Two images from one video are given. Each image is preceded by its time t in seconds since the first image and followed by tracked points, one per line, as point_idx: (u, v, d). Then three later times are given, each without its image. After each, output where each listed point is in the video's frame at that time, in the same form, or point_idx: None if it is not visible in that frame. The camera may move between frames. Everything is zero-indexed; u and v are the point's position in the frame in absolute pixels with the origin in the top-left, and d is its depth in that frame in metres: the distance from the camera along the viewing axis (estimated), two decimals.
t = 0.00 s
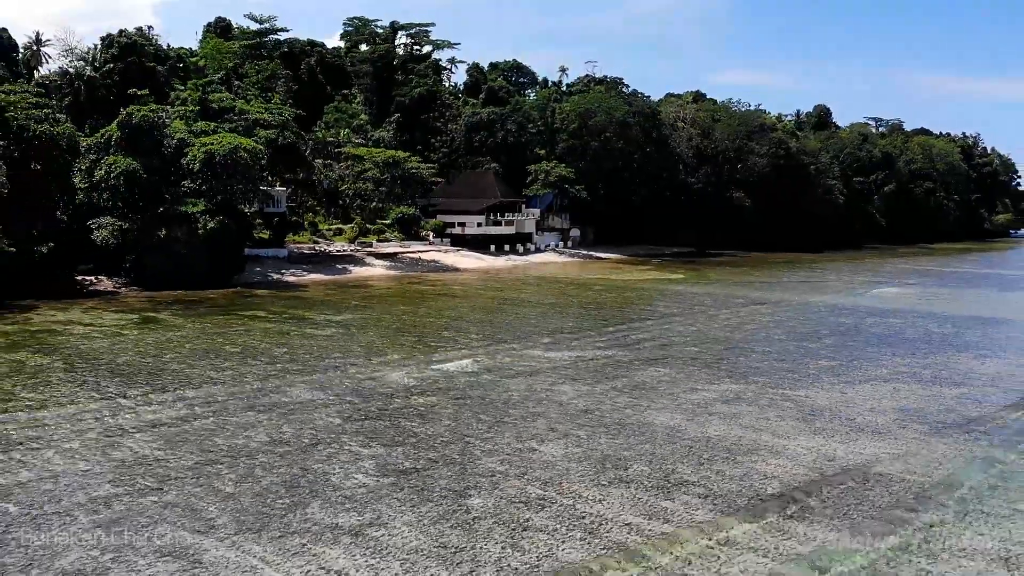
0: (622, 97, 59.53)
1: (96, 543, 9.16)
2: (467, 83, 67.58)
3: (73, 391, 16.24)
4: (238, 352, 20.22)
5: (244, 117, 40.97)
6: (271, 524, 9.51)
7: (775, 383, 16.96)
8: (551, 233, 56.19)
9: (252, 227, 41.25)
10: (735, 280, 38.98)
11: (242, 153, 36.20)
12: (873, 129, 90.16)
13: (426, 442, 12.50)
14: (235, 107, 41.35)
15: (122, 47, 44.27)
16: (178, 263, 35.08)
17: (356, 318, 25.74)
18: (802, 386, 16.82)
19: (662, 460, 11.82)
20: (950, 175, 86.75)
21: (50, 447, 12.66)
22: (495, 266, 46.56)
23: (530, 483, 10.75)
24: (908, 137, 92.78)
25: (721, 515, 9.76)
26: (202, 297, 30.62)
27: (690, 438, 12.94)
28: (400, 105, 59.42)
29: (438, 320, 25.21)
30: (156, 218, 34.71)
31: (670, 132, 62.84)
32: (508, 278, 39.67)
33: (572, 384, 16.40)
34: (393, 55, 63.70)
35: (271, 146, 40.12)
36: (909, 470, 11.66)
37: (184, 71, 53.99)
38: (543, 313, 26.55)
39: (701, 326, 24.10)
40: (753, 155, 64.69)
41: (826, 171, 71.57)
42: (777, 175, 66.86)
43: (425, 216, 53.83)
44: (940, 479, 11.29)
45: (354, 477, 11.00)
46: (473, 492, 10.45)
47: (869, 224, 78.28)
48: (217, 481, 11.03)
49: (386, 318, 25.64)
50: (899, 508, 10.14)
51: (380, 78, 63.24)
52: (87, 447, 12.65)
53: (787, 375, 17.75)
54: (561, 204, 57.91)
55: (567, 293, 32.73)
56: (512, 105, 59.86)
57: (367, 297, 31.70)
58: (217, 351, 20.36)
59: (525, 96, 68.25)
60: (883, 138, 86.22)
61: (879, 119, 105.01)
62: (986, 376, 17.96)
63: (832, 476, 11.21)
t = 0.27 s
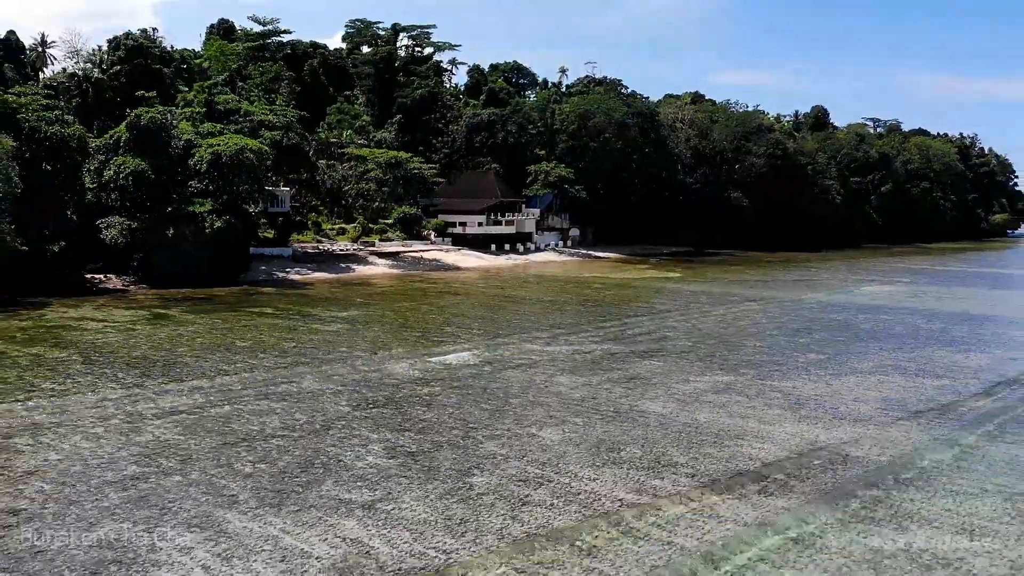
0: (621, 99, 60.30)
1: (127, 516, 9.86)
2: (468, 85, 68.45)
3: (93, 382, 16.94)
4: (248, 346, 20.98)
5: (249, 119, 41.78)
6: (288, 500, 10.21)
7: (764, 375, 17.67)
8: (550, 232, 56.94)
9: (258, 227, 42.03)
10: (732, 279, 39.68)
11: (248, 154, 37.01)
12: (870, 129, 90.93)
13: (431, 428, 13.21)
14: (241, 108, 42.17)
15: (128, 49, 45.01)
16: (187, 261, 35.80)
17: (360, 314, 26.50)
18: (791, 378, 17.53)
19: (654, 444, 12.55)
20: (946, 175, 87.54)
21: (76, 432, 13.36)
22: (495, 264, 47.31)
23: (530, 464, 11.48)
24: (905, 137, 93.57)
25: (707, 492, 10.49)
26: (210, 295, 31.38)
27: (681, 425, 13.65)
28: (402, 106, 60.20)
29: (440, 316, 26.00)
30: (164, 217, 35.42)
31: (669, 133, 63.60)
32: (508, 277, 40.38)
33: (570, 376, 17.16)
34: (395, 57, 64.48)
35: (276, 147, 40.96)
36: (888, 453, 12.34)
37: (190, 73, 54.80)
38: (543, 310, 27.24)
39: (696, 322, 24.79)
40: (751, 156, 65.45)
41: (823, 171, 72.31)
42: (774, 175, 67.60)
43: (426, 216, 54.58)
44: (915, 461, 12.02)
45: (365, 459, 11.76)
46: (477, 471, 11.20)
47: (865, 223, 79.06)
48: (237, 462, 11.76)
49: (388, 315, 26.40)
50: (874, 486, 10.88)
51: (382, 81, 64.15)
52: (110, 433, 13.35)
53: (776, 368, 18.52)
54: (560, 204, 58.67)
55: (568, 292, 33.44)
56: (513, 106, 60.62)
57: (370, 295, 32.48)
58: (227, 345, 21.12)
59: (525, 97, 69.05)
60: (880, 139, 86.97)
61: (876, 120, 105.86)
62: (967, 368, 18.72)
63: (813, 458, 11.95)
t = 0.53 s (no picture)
0: (620, 100, 61.10)
1: (156, 491, 10.62)
2: (468, 86, 69.30)
3: (113, 373, 17.72)
4: (257, 340, 21.77)
5: (255, 120, 42.63)
6: (305, 477, 10.99)
7: (753, 367, 18.45)
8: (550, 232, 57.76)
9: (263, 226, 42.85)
10: (728, 277, 40.47)
11: (254, 154, 37.82)
12: (867, 130, 91.76)
13: (436, 415, 14.00)
14: (246, 110, 43.03)
15: (137, 52, 46.22)
16: (196, 260, 36.64)
17: (364, 311, 27.33)
18: (779, 369, 18.32)
19: (646, 429, 13.34)
20: (943, 175, 88.35)
21: (102, 419, 14.11)
22: (496, 263, 48.11)
23: (529, 447, 12.27)
24: (902, 137, 94.43)
25: (695, 470, 11.26)
26: (218, 292, 32.18)
27: (672, 413, 14.44)
28: (404, 107, 60.99)
29: (442, 312, 26.81)
30: (173, 216, 36.45)
31: (667, 133, 64.40)
32: (509, 275, 41.17)
33: (567, 368, 17.96)
34: (396, 59, 65.27)
35: (281, 148, 41.80)
36: (866, 437, 13.12)
37: (195, 75, 55.56)
38: (542, 307, 28.03)
39: (691, 317, 25.58)
40: (748, 156, 66.28)
41: (820, 171, 73.12)
42: (771, 175, 68.42)
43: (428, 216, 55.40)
44: (890, 444, 12.81)
45: (375, 441, 12.57)
46: (479, 452, 12.00)
47: (862, 223, 79.91)
48: (255, 444, 12.54)
49: (392, 311, 27.22)
50: (849, 467, 11.67)
51: (384, 83, 64.78)
52: (134, 418, 14.14)
53: (765, 360, 19.35)
54: (560, 204, 59.48)
55: (567, 289, 34.24)
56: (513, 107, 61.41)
57: (374, 292, 33.30)
58: (238, 339, 21.93)
59: (525, 99, 69.87)
60: (877, 139, 87.77)
61: (873, 121, 106.69)
62: (948, 360, 19.55)
63: (795, 441, 12.73)
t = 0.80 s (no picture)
0: (619, 101, 61.85)
1: (180, 471, 11.35)
2: (469, 88, 70.11)
3: (130, 366, 18.48)
4: (266, 335, 22.54)
5: (260, 121, 43.42)
6: (318, 460, 11.71)
7: (744, 360, 19.18)
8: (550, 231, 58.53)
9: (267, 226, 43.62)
10: (724, 276, 41.17)
11: (260, 155, 38.64)
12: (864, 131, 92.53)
13: (440, 404, 14.74)
14: (251, 111, 43.87)
15: (142, 54, 46.32)
16: (203, 259, 37.50)
17: (368, 307, 28.10)
18: (769, 363, 19.04)
19: (640, 417, 14.06)
20: (939, 175, 89.11)
21: (123, 407, 14.87)
22: (496, 262, 48.86)
23: (528, 432, 12.99)
24: (899, 138, 95.18)
25: (684, 453, 11.98)
26: (225, 290, 32.90)
27: (665, 402, 15.18)
28: (406, 108, 61.72)
29: (444, 309, 27.57)
30: (180, 216, 37.11)
31: (665, 134, 65.15)
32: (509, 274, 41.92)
33: (565, 361, 18.70)
34: (398, 60, 66.00)
35: (286, 149, 42.63)
36: (848, 424, 13.83)
37: (199, 76, 56.28)
38: (541, 304, 28.74)
39: (686, 314, 26.31)
40: (745, 157, 67.05)
41: (817, 172, 73.88)
42: (768, 175, 69.19)
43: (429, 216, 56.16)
44: (870, 430, 13.51)
45: (383, 427, 13.30)
46: (481, 437, 12.72)
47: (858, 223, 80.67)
48: (269, 430, 13.28)
49: (395, 308, 27.99)
50: (829, 450, 12.39)
51: (385, 84, 65.30)
52: (153, 406, 14.89)
53: (756, 354, 20.09)
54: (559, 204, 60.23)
55: (566, 287, 34.97)
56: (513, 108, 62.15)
57: (377, 290, 34.05)
58: (247, 334, 22.69)
59: (525, 100, 70.63)
60: (874, 140, 88.52)
61: (871, 122, 107.45)
62: (932, 352, 20.31)
63: (781, 427, 13.45)
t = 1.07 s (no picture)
0: (618, 103, 62.63)
1: (202, 453, 12.13)
2: (470, 89, 70.93)
3: (146, 359, 19.30)
4: (275, 330, 23.32)
5: (265, 123, 44.22)
6: (331, 443, 12.47)
7: (736, 354, 19.94)
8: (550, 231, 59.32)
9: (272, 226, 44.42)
10: (720, 275, 41.93)
11: (265, 156, 39.33)
12: (862, 131, 93.29)
13: (444, 393, 15.49)
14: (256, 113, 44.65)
15: (149, 57, 47.39)
16: (210, 258, 38.29)
17: (372, 304, 28.88)
18: (760, 356, 19.80)
19: (634, 405, 14.82)
20: (936, 175, 89.84)
21: (144, 395, 15.68)
22: (497, 261, 49.64)
23: (528, 419, 13.75)
24: (896, 138, 95.99)
25: (675, 437, 12.73)
26: (231, 288, 33.68)
27: (659, 392, 15.93)
28: (407, 109, 62.49)
29: (446, 306, 28.35)
30: (187, 215, 38.27)
31: (664, 135, 65.92)
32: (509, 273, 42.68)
33: (563, 355, 19.45)
34: (400, 62, 66.77)
35: (290, 150, 43.41)
36: (832, 412, 14.58)
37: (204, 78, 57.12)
38: (541, 302, 29.51)
39: (682, 311, 27.09)
40: (743, 157, 67.81)
41: (814, 172, 74.63)
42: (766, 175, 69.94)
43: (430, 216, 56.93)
44: (852, 417, 14.25)
45: (391, 415, 14.07)
46: (484, 424, 13.48)
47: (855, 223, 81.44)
48: (283, 416, 14.07)
49: (399, 305, 28.78)
50: (812, 436, 13.13)
51: (387, 86, 66.28)
52: (172, 395, 15.69)
53: (747, 348, 20.88)
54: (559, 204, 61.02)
55: (565, 285, 35.76)
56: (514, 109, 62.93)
57: (380, 288, 34.87)
58: (257, 329, 23.48)
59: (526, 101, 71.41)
60: (871, 140, 89.29)
61: (869, 123, 108.17)
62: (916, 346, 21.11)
63: (767, 415, 14.20)
